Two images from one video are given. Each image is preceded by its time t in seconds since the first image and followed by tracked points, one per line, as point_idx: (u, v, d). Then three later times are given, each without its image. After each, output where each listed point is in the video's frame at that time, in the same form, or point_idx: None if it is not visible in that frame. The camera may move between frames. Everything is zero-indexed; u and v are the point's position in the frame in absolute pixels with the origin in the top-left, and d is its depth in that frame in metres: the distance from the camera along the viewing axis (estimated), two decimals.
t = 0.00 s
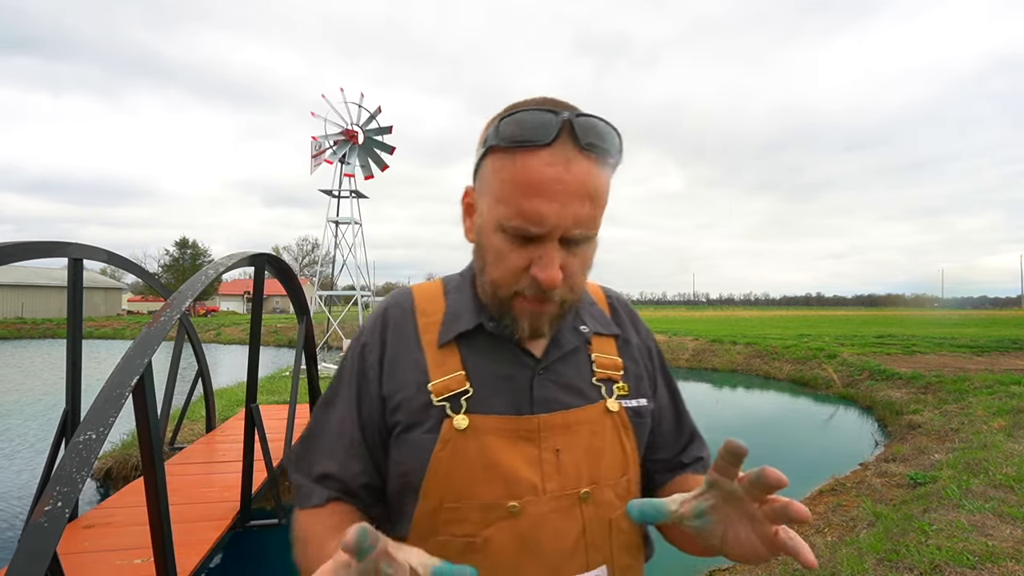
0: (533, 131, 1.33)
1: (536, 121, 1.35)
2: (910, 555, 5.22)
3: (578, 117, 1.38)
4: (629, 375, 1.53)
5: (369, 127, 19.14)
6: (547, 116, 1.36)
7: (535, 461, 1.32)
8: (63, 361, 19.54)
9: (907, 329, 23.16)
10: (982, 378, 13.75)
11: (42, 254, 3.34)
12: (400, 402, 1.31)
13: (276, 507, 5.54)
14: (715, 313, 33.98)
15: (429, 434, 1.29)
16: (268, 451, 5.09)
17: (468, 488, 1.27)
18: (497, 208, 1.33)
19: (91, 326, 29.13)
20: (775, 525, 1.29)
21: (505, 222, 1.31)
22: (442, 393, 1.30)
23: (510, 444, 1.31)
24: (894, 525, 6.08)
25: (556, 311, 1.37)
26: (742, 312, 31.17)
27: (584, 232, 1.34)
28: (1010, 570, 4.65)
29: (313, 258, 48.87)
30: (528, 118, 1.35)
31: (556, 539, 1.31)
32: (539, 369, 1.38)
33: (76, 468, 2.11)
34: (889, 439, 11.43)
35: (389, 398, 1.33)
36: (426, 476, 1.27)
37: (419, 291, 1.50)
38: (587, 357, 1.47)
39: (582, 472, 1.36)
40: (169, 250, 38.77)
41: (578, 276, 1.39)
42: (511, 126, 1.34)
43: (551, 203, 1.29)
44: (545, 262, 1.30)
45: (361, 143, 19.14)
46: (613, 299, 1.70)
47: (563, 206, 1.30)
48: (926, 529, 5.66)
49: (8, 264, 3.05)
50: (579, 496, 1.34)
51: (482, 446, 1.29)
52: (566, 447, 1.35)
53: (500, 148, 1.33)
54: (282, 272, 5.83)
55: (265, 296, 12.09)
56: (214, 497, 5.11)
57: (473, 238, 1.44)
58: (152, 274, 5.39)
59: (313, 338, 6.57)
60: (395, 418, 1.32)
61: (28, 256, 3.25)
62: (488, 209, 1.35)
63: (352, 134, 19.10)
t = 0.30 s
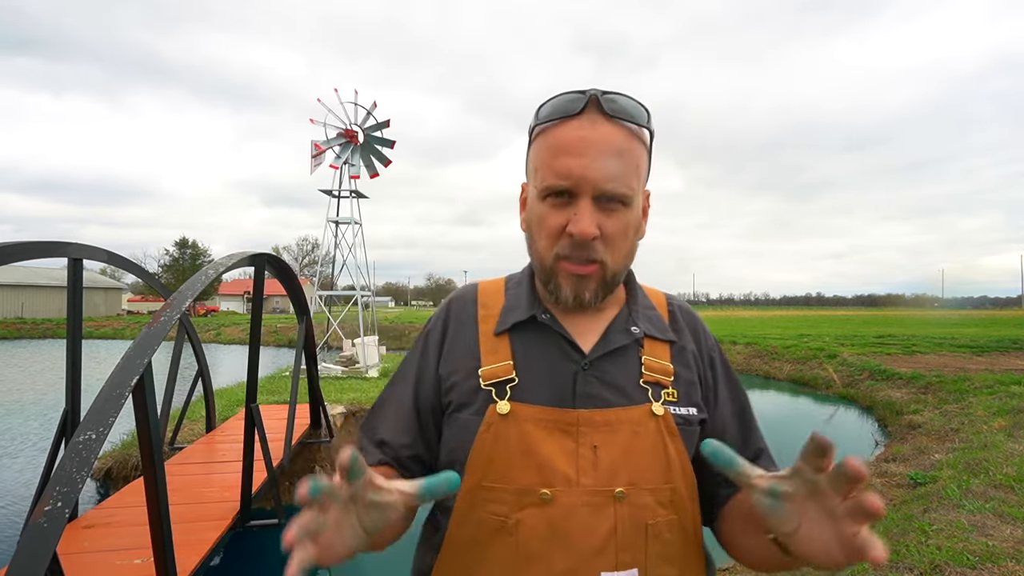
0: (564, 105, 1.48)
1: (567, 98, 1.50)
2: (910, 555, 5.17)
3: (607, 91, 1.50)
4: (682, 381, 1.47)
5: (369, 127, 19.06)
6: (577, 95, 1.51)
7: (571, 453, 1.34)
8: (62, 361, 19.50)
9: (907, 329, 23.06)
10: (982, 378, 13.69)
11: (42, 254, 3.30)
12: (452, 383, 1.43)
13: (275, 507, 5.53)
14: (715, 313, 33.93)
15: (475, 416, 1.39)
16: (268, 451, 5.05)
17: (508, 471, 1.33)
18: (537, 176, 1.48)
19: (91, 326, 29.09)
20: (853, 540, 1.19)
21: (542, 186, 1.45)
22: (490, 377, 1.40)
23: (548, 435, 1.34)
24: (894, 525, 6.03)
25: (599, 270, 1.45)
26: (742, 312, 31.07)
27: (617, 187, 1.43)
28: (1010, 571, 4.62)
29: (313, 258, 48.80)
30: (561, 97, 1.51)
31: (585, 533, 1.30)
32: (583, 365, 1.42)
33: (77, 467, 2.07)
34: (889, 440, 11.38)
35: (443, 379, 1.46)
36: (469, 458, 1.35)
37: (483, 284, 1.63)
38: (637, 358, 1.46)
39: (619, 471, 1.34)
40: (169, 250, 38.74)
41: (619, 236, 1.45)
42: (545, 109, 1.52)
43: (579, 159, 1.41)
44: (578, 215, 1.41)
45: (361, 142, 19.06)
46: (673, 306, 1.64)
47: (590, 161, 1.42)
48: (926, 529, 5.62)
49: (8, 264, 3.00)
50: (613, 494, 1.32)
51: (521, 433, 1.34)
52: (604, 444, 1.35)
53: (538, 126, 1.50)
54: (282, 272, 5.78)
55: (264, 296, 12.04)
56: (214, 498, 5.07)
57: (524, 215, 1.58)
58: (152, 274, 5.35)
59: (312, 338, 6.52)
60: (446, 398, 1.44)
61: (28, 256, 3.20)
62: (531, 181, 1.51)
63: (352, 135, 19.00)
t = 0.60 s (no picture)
0: (555, 100, 1.49)
1: (558, 93, 1.51)
2: (910, 555, 5.14)
3: (597, 90, 1.51)
4: (676, 382, 1.44)
5: (369, 126, 19.01)
6: (569, 90, 1.52)
7: (559, 455, 1.32)
8: (61, 360, 19.44)
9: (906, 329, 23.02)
10: (982, 378, 13.64)
11: (42, 254, 3.26)
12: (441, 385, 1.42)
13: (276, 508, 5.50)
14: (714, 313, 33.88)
15: (464, 418, 1.37)
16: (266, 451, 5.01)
17: (494, 474, 1.31)
18: (527, 168, 1.49)
19: (90, 326, 29.03)
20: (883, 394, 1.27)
21: (531, 178, 1.45)
22: (480, 378, 1.38)
23: (536, 435, 1.33)
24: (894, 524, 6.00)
25: (589, 261, 1.43)
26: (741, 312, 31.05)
27: (607, 178, 1.42)
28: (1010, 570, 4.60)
29: (313, 258, 48.77)
30: (553, 93, 1.53)
31: (572, 538, 1.27)
32: (574, 365, 1.39)
33: (77, 468, 2.04)
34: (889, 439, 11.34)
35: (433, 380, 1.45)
36: (456, 459, 1.34)
37: (481, 286, 1.62)
38: (629, 359, 1.43)
39: (608, 473, 1.31)
40: (169, 249, 38.70)
41: (610, 228, 1.43)
42: (538, 107, 1.53)
43: (567, 149, 1.42)
44: (568, 205, 1.40)
45: (361, 143, 19.05)
46: (673, 308, 1.60)
47: (579, 151, 1.41)
48: (926, 528, 5.59)
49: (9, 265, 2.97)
50: (602, 497, 1.29)
51: (509, 433, 1.33)
52: (593, 446, 1.32)
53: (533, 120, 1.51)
54: (282, 272, 5.75)
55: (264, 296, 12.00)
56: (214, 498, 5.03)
57: (518, 212, 1.59)
58: (152, 274, 5.31)
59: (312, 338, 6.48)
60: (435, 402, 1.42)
61: (27, 256, 3.17)
62: (523, 175, 1.51)
63: (352, 135, 18.98)
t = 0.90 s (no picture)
0: (516, 96, 1.51)
1: (520, 89, 1.53)
2: (910, 555, 5.16)
3: (559, 84, 1.53)
4: (650, 380, 1.46)
5: (369, 126, 19.03)
6: (530, 85, 1.53)
7: (541, 460, 1.31)
8: (61, 361, 19.45)
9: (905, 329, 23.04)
10: (982, 378, 13.66)
11: (42, 254, 3.28)
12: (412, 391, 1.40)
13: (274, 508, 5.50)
14: (714, 313, 33.87)
15: (440, 425, 1.35)
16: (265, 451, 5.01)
17: (474, 482, 1.30)
18: (491, 166, 1.50)
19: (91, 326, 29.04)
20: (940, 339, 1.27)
21: (497, 176, 1.46)
22: (454, 385, 1.36)
23: (517, 440, 1.32)
24: (895, 524, 6.01)
25: (559, 257, 1.44)
26: (741, 312, 31.05)
27: (572, 172, 1.44)
28: (1011, 570, 4.60)
29: (313, 258, 48.80)
30: (514, 89, 1.54)
31: (557, 543, 1.27)
32: (550, 366, 1.40)
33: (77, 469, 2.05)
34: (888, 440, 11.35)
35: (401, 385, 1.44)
36: (434, 468, 1.32)
37: (447, 289, 1.60)
38: (603, 357, 1.45)
39: (592, 476, 1.32)
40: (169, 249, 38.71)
41: (577, 222, 1.45)
42: (500, 102, 1.55)
43: (531, 145, 1.43)
44: (534, 202, 1.41)
45: (361, 143, 19.07)
46: (642, 301, 1.63)
47: (543, 146, 1.43)
48: (926, 529, 5.60)
49: (9, 265, 2.98)
50: (587, 500, 1.30)
51: (489, 440, 1.31)
52: (574, 448, 1.33)
53: (495, 117, 1.53)
54: (282, 272, 5.76)
55: (264, 296, 12.01)
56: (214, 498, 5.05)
57: (484, 211, 1.59)
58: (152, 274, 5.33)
59: (312, 338, 6.50)
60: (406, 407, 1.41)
61: (27, 256, 3.19)
62: (488, 174, 1.52)
63: (352, 135, 19.02)
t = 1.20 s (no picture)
0: (488, 87, 1.52)
1: (492, 79, 1.54)
2: (910, 555, 5.17)
3: (532, 73, 1.53)
4: (633, 381, 1.48)
5: (369, 126, 19.01)
6: (502, 74, 1.54)
7: (524, 467, 1.32)
8: (61, 360, 19.42)
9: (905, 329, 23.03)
10: (982, 378, 13.66)
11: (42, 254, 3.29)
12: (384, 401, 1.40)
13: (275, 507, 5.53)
14: (713, 312, 33.87)
15: (419, 432, 1.36)
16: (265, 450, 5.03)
17: (455, 491, 1.30)
18: (466, 161, 1.51)
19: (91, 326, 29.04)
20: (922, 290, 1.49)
21: (473, 171, 1.47)
22: (431, 392, 1.36)
23: (497, 447, 1.32)
24: (894, 524, 6.02)
25: (539, 250, 1.44)
26: (741, 311, 31.04)
27: (550, 164, 1.45)
28: (1011, 570, 4.60)
29: (313, 257, 48.78)
30: (486, 79, 1.55)
31: (540, 551, 1.28)
32: (531, 369, 1.40)
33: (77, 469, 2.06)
34: (888, 440, 11.35)
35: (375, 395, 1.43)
36: (414, 476, 1.32)
37: (423, 290, 1.60)
38: (586, 359, 1.46)
39: (574, 482, 1.33)
40: (168, 249, 38.68)
41: (556, 215, 1.47)
42: (472, 93, 1.56)
43: (506, 137, 1.44)
44: (514, 196, 1.42)
45: (361, 142, 19.06)
46: (623, 298, 1.66)
47: (520, 137, 1.44)
48: (926, 529, 5.61)
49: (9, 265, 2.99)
50: (570, 507, 1.31)
51: (469, 448, 1.32)
52: (556, 455, 1.33)
53: (468, 109, 1.54)
54: (282, 271, 5.77)
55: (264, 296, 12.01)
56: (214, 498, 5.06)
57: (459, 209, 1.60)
58: (152, 274, 5.34)
59: (312, 338, 6.51)
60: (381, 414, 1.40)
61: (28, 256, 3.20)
62: (463, 169, 1.53)
63: (352, 134, 19.01)
